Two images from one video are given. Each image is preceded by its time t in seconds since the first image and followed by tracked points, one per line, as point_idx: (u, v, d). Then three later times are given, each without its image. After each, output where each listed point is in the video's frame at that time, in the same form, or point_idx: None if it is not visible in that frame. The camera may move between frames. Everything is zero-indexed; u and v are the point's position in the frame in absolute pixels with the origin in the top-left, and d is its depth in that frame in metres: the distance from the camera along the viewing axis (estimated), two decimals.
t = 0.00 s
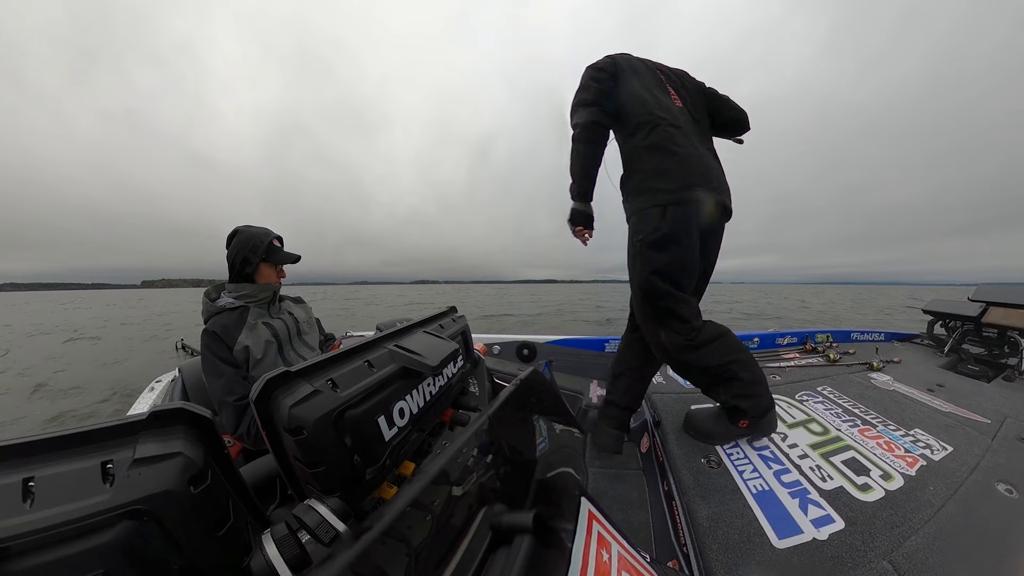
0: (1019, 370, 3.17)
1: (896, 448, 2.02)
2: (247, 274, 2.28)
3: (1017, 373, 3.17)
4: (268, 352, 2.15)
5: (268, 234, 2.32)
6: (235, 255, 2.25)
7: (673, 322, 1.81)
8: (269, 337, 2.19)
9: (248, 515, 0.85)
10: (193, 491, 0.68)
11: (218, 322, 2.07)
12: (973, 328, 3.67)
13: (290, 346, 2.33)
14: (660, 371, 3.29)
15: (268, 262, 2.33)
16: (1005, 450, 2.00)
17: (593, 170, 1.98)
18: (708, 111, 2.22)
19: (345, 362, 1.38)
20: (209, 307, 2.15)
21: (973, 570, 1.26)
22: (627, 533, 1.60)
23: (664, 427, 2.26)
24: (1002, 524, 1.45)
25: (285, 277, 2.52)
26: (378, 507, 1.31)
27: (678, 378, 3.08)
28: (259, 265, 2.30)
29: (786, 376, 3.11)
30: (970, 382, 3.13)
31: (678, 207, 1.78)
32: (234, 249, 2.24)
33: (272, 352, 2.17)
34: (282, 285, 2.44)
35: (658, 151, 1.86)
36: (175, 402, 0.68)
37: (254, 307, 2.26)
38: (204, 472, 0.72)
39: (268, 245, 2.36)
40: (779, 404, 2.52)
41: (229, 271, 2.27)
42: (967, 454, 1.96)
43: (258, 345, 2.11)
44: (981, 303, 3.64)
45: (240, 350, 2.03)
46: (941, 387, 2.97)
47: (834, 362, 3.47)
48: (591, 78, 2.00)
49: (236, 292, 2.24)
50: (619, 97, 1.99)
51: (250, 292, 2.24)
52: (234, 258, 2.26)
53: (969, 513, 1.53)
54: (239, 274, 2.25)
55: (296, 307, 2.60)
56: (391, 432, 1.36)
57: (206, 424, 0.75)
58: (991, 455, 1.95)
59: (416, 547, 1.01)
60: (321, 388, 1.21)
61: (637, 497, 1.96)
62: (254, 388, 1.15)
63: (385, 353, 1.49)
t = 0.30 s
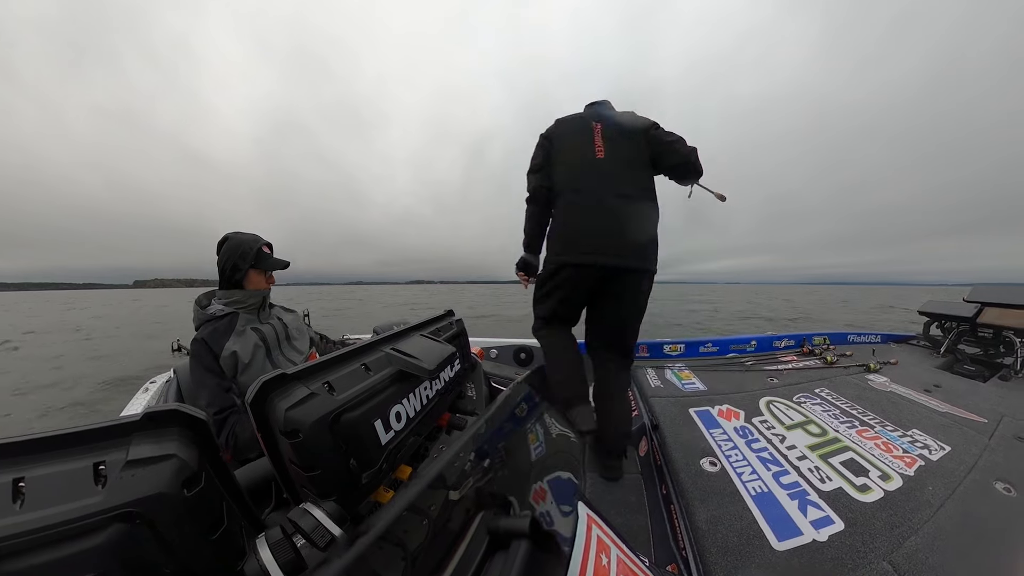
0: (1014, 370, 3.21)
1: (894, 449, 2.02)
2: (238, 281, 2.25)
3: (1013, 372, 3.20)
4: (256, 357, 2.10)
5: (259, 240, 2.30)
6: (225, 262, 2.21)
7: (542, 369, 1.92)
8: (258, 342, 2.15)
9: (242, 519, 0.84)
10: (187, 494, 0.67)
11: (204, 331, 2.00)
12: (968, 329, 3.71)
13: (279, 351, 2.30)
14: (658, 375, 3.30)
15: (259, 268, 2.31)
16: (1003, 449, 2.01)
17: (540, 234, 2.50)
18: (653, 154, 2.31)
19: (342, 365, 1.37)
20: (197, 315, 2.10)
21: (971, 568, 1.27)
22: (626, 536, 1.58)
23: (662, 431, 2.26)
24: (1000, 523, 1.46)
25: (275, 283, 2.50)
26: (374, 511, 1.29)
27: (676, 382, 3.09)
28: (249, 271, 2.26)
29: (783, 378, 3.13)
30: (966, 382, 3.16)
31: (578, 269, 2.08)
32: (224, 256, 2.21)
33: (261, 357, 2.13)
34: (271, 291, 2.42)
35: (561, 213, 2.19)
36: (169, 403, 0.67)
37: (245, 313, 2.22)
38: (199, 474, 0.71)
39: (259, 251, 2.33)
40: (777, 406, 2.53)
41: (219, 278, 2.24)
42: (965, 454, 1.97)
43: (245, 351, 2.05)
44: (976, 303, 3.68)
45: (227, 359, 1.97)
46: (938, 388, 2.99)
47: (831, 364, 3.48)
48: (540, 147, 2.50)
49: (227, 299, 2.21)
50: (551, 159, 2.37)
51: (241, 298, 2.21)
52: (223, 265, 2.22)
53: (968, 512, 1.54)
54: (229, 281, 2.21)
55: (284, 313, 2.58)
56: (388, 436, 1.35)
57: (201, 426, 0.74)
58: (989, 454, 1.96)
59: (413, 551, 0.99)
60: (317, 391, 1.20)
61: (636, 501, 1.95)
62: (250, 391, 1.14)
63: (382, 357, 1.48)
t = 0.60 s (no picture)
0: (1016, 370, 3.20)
1: (896, 451, 2.01)
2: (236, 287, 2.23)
3: (1014, 373, 3.20)
4: (257, 356, 2.12)
5: (256, 245, 2.28)
6: (221, 267, 2.18)
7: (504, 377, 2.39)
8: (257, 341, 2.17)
9: (238, 522, 0.83)
10: (183, 495, 0.66)
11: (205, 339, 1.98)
12: (969, 329, 3.71)
13: (277, 349, 2.32)
14: (658, 379, 3.29)
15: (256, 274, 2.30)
16: (1004, 450, 2.00)
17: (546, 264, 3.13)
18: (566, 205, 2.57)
19: (342, 367, 1.36)
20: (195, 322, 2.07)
21: (974, 570, 1.26)
22: (626, 541, 1.57)
23: (662, 435, 2.25)
24: (1003, 524, 1.45)
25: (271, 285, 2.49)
26: (372, 515, 1.28)
27: (675, 385, 3.08)
28: (246, 276, 2.25)
29: (783, 381, 3.13)
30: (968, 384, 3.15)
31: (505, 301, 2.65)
32: (219, 260, 2.18)
33: (260, 355, 2.15)
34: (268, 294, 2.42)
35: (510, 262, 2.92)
36: (167, 403, 0.67)
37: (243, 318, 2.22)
38: (195, 475, 0.70)
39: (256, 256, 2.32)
40: (778, 409, 2.52)
41: (215, 283, 2.21)
42: (966, 455, 1.96)
43: (247, 351, 2.06)
44: (975, 304, 3.68)
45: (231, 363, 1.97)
46: (938, 389, 2.98)
47: (830, 367, 3.48)
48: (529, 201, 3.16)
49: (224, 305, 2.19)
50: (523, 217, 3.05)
51: (239, 302, 2.21)
52: (218, 269, 2.20)
53: (970, 513, 1.53)
54: (225, 285, 2.20)
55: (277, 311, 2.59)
56: (386, 439, 1.34)
57: (198, 428, 0.74)
58: (990, 455, 1.96)
59: (412, 555, 0.97)
60: (316, 393, 1.19)
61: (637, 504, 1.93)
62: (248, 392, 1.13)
63: (381, 359, 1.48)
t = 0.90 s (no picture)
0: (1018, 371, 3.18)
1: (898, 454, 2.00)
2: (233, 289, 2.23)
3: (1016, 374, 3.18)
4: (256, 358, 2.16)
5: (253, 248, 2.29)
6: (218, 270, 2.18)
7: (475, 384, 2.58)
8: (255, 341, 2.20)
9: (237, 522, 0.83)
10: (182, 495, 0.66)
11: (205, 342, 1.98)
12: (971, 330, 3.68)
13: (276, 349, 2.36)
14: (659, 381, 3.28)
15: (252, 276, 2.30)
16: (1007, 452, 1.99)
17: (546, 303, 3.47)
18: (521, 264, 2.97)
19: (342, 368, 1.36)
20: (192, 325, 2.05)
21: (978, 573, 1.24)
22: (626, 544, 1.56)
23: (663, 437, 2.24)
24: (1006, 527, 1.44)
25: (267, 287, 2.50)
26: (371, 517, 1.28)
27: (676, 388, 3.06)
28: (243, 279, 2.26)
29: (785, 383, 3.11)
30: (971, 385, 3.13)
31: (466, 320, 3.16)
32: (215, 263, 2.17)
33: (259, 355, 2.19)
34: (265, 296, 2.43)
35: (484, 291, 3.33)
36: (167, 403, 0.67)
37: (241, 319, 2.23)
38: (195, 475, 0.70)
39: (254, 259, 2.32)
40: (779, 412, 2.51)
41: (212, 286, 2.21)
42: (969, 457, 1.95)
43: (246, 352, 2.09)
44: (976, 304, 3.67)
45: (232, 366, 1.98)
46: (941, 391, 2.96)
47: (832, 369, 3.47)
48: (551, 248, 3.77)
49: (221, 307, 2.18)
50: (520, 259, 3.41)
51: (236, 306, 2.22)
52: (215, 272, 2.20)
53: (974, 516, 1.51)
54: (222, 289, 2.20)
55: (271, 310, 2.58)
56: (386, 441, 1.34)
57: (198, 428, 0.74)
58: (994, 457, 1.94)
59: (411, 557, 0.96)
60: (316, 395, 1.19)
61: (638, 506, 1.92)
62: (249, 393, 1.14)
63: (382, 361, 1.47)
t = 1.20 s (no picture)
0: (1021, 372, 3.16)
1: (899, 455, 1.99)
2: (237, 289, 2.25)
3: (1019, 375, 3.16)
4: (258, 356, 2.15)
5: (258, 248, 2.30)
6: (223, 269, 2.19)
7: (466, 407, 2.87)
8: (257, 339, 2.20)
9: (239, 520, 0.83)
10: (184, 494, 0.66)
11: (208, 339, 1.98)
12: (973, 331, 3.66)
13: (278, 348, 2.36)
14: (660, 381, 3.28)
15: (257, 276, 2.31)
16: (1009, 453, 1.98)
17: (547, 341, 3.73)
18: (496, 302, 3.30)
19: (343, 368, 1.36)
20: (197, 323, 2.07)
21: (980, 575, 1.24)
22: (626, 544, 1.56)
23: (663, 437, 2.24)
24: (1008, 529, 1.43)
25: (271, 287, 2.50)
26: (372, 515, 1.28)
27: (677, 388, 3.06)
28: (247, 278, 2.26)
29: (786, 384, 3.10)
30: (973, 386, 3.11)
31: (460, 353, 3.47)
32: (220, 262, 2.18)
33: (262, 354, 2.18)
34: (269, 296, 2.44)
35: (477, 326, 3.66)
36: (168, 402, 0.67)
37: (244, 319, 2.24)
38: (196, 474, 0.71)
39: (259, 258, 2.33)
40: (780, 412, 2.50)
41: (217, 285, 2.22)
42: (971, 459, 1.94)
43: (249, 350, 2.09)
44: (978, 305, 3.65)
45: (234, 363, 1.98)
46: (943, 392, 2.95)
47: (833, 369, 3.45)
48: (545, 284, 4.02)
49: (225, 306, 2.19)
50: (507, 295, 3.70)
51: (240, 304, 2.24)
52: (219, 271, 2.21)
53: (975, 517, 1.51)
54: (227, 287, 2.21)
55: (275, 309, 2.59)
56: (387, 440, 1.34)
57: (200, 426, 0.74)
58: (995, 458, 1.93)
59: (412, 556, 0.96)
60: (317, 394, 1.19)
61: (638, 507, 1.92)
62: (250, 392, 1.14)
63: (383, 360, 1.48)
